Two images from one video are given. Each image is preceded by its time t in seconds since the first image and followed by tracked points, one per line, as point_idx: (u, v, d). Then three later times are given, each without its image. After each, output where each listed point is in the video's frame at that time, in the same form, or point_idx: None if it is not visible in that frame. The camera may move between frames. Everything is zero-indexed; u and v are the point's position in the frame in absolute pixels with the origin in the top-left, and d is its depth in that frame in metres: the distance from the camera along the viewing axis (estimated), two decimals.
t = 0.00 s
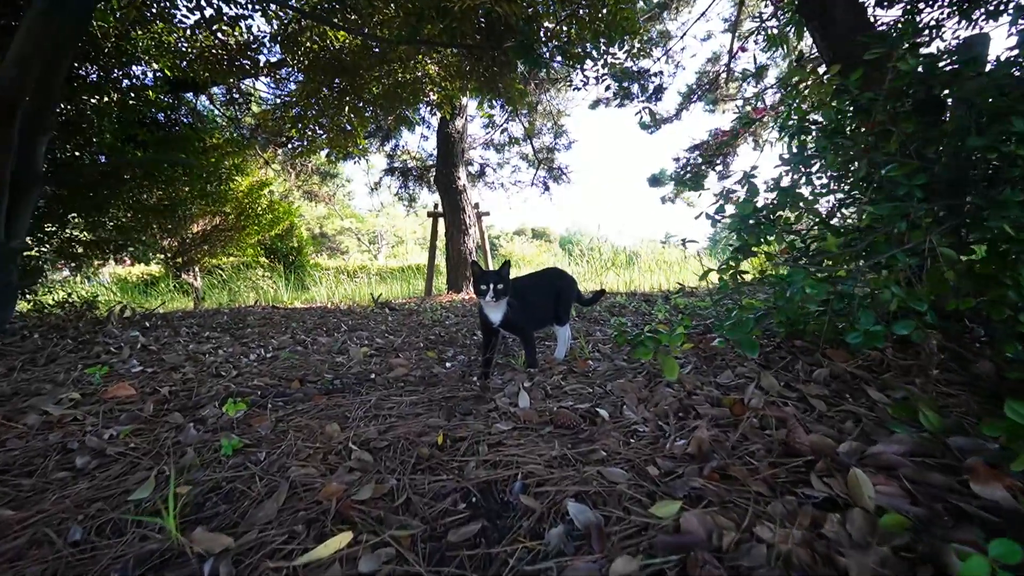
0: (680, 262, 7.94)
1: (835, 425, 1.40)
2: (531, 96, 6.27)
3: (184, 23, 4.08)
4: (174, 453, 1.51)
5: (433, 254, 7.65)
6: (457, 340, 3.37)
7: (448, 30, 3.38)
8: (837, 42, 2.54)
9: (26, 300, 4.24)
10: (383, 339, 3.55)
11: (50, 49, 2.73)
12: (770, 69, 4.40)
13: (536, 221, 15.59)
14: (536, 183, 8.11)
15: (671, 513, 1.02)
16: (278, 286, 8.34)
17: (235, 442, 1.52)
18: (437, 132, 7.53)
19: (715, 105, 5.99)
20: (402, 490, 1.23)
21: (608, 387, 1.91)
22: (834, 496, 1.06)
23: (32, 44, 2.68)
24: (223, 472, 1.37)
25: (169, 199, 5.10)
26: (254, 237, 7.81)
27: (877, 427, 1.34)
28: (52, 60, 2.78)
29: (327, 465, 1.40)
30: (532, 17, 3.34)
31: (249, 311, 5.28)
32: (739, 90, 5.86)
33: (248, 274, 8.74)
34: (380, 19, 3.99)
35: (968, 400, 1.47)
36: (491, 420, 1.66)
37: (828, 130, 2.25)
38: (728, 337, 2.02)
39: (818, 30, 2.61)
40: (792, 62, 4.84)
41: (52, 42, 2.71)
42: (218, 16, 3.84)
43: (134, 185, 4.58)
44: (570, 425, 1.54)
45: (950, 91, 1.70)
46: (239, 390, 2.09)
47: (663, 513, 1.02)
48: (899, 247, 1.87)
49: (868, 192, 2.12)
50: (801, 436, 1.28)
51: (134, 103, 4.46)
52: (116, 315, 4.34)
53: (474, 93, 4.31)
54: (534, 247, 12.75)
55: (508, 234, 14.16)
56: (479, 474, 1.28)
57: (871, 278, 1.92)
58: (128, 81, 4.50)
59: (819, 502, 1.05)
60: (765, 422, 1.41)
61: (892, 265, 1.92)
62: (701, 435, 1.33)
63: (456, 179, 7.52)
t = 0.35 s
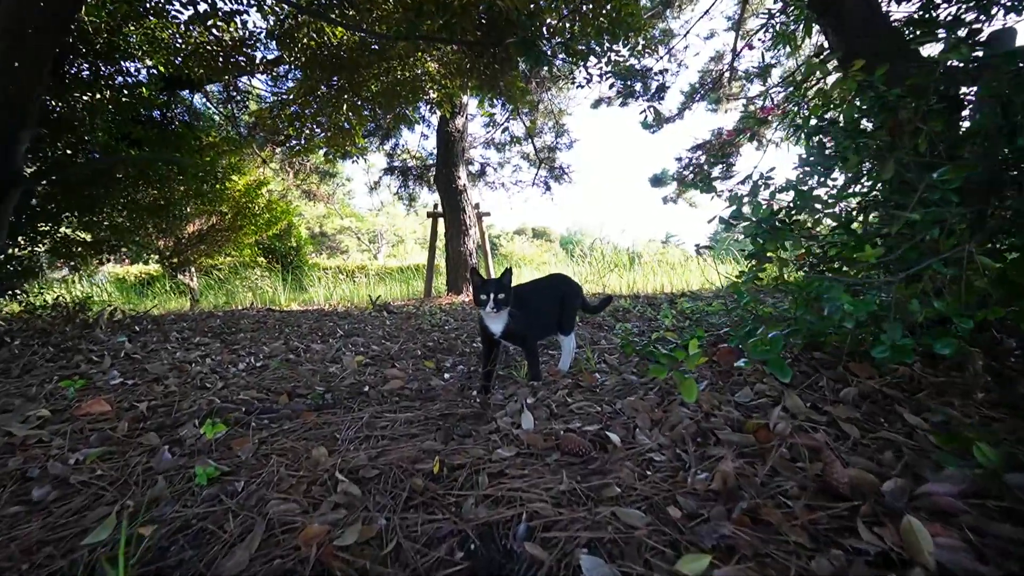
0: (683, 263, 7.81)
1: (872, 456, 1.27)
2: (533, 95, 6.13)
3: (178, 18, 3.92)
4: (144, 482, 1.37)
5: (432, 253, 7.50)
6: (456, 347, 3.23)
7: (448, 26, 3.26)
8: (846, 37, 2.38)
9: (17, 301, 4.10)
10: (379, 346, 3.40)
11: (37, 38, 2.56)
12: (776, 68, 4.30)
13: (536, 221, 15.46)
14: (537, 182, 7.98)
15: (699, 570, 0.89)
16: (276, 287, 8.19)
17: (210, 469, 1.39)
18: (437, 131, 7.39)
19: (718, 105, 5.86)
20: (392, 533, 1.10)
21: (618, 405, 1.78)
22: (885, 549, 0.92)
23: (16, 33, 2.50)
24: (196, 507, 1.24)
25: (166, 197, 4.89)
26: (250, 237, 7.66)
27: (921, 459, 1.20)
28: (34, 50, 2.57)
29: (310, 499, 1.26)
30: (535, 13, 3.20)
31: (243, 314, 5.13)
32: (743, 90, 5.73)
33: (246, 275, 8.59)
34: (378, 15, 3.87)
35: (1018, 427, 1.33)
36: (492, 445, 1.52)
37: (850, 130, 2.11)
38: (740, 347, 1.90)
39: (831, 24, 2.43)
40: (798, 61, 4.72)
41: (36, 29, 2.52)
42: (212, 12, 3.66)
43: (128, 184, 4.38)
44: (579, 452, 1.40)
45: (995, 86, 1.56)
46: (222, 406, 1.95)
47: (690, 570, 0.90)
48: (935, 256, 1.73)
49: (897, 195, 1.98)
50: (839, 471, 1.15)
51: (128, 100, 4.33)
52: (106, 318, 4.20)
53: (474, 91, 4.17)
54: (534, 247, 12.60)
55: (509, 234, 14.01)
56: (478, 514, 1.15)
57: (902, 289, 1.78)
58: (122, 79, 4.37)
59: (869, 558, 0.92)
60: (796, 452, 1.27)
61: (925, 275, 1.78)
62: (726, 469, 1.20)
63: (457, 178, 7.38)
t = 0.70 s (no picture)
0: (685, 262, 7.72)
1: (905, 478, 1.17)
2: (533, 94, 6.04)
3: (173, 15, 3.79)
4: (121, 504, 1.28)
5: (432, 254, 7.41)
6: (456, 352, 3.14)
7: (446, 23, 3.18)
8: (854, 33, 2.28)
9: (11, 303, 3.99)
10: (377, 350, 3.31)
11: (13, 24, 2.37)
12: (779, 66, 4.21)
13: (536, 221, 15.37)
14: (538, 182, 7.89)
15: None
16: (274, 288, 8.10)
17: (193, 490, 1.30)
18: (437, 130, 7.29)
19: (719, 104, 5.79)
20: (385, 566, 1.00)
21: (626, 417, 1.69)
22: None
23: None
24: (175, 533, 1.15)
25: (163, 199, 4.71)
26: (249, 237, 7.57)
27: (958, 481, 1.11)
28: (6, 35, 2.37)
29: (299, 524, 1.17)
30: (536, 9, 3.10)
31: (240, 316, 5.03)
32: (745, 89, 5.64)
33: (244, 276, 8.49)
34: (377, 12, 3.78)
35: None
36: (493, 462, 1.43)
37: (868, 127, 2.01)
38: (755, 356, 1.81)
39: (838, 22, 2.35)
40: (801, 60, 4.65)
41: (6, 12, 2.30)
42: (208, 8, 3.56)
43: (123, 184, 4.25)
44: (587, 471, 1.31)
45: None
46: (210, 417, 1.86)
47: None
48: (961, 260, 1.64)
49: (918, 195, 1.88)
50: (871, 495, 1.06)
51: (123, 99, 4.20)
52: (99, 321, 4.10)
53: (475, 89, 4.08)
54: (535, 247, 12.50)
55: (509, 233, 13.90)
56: (480, 543, 1.06)
57: (926, 295, 1.68)
58: (117, 78, 4.29)
59: None
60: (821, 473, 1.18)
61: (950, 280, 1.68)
62: (748, 493, 1.11)
63: (457, 178, 7.28)
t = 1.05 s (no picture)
0: (686, 263, 7.69)
1: (922, 479, 1.14)
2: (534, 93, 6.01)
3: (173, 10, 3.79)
4: (116, 505, 1.25)
5: (433, 253, 7.37)
6: (458, 351, 3.11)
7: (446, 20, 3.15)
8: (860, 30, 2.25)
9: (9, 302, 3.94)
10: (378, 349, 3.28)
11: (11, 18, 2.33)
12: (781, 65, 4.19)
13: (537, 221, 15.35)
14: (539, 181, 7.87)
15: None
16: (274, 288, 8.07)
17: (190, 491, 1.26)
18: (438, 129, 7.27)
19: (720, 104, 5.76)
20: (388, 570, 0.97)
21: (632, 417, 1.65)
22: None
23: None
24: (171, 535, 1.12)
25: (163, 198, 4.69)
26: (248, 237, 7.52)
27: (978, 483, 1.08)
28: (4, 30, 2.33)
29: (298, 527, 1.13)
30: (537, 6, 3.07)
31: (239, 316, 5.00)
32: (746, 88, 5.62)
33: (244, 276, 8.46)
34: (378, 10, 3.75)
35: None
36: (498, 462, 1.40)
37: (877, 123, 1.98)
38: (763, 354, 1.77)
39: (844, 18, 2.32)
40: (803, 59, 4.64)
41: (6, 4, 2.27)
42: (208, 5, 3.53)
43: (122, 182, 4.21)
44: (595, 471, 1.27)
45: None
46: (208, 416, 1.83)
47: None
48: (975, 256, 1.60)
49: (929, 191, 1.85)
50: (890, 497, 1.02)
51: (122, 97, 4.16)
52: (97, 320, 4.06)
53: (476, 88, 4.05)
54: (536, 247, 12.46)
55: (509, 233, 13.87)
56: (486, 546, 1.02)
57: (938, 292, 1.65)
58: (117, 75, 4.22)
59: None
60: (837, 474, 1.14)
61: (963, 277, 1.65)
62: (761, 494, 1.08)
63: (457, 177, 7.24)
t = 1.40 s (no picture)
0: (687, 262, 7.69)
1: (933, 473, 1.14)
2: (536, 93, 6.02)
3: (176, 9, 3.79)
4: (127, 499, 1.25)
5: (434, 252, 7.37)
6: (462, 349, 3.11)
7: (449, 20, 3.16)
8: (863, 28, 2.25)
9: (12, 300, 3.93)
10: (381, 347, 3.29)
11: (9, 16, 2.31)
12: (782, 64, 4.19)
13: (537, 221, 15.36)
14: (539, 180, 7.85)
15: None
16: (276, 287, 8.07)
17: (200, 485, 1.26)
18: (439, 128, 7.27)
19: (721, 103, 5.77)
20: (401, 562, 0.97)
21: (640, 413, 1.66)
22: None
23: None
24: (183, 529, 1.12)
25: (164, 197, 4.68)
26: (249, 236, 7.52)
27: (988, 477, 1.08)
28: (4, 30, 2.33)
29: (310, 520, 1.13)
30: (540, 6, 3.08)
31: (242, 314, 5.01)
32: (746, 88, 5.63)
33: (246, 275, 8.46)
34: (380, 9, 3.76)
35: None
36: (507, 457, 1.40)
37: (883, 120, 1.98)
38: (770, 351, 1.78)
39: (847, 17, 2.33)
40: (804, 59, 4.65)
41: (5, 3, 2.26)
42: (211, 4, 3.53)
43: (124, 180, 4.21)
44: (604, 465, 1.28)
45: None
46: (215, 412, 1.83)
47: None
48: (982, 252, 1.61)
49: (936, 188, 1.86)
50: (901, 491, 1.03)
51: (123, 96, 4.20)
52: (100, 318, 4.06)
53: (478, 87, 4.06)
54: (536, 247, 12.47)
55: (509, 233, 13.87)
56: (498, 539, 1.02)
57: (945, 289, 1.65)
58: (118, 76, 4.23)
59: None
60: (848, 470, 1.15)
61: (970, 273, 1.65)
62: (773, 487, 1.08)
63: (458, 176, 7.24)
